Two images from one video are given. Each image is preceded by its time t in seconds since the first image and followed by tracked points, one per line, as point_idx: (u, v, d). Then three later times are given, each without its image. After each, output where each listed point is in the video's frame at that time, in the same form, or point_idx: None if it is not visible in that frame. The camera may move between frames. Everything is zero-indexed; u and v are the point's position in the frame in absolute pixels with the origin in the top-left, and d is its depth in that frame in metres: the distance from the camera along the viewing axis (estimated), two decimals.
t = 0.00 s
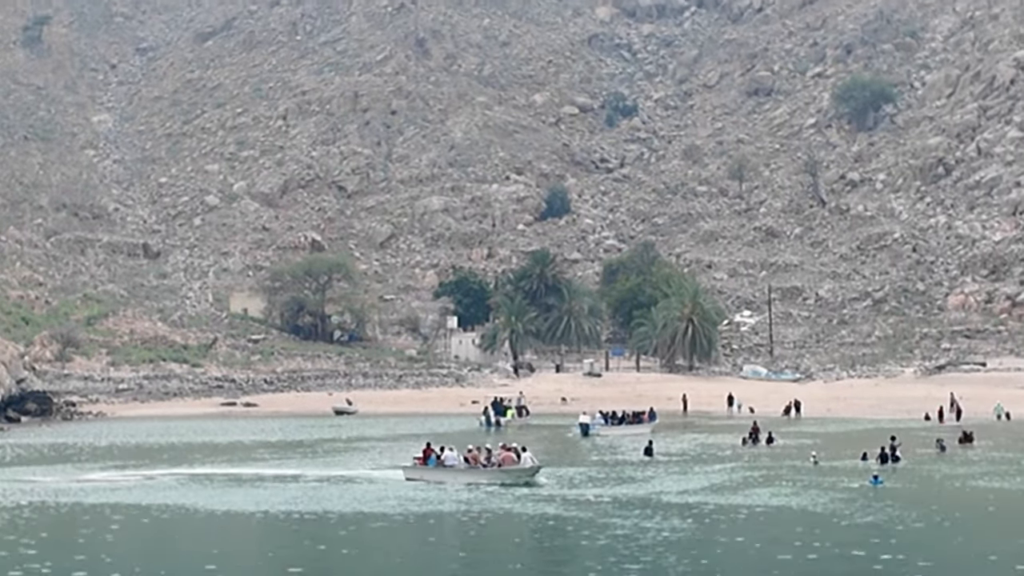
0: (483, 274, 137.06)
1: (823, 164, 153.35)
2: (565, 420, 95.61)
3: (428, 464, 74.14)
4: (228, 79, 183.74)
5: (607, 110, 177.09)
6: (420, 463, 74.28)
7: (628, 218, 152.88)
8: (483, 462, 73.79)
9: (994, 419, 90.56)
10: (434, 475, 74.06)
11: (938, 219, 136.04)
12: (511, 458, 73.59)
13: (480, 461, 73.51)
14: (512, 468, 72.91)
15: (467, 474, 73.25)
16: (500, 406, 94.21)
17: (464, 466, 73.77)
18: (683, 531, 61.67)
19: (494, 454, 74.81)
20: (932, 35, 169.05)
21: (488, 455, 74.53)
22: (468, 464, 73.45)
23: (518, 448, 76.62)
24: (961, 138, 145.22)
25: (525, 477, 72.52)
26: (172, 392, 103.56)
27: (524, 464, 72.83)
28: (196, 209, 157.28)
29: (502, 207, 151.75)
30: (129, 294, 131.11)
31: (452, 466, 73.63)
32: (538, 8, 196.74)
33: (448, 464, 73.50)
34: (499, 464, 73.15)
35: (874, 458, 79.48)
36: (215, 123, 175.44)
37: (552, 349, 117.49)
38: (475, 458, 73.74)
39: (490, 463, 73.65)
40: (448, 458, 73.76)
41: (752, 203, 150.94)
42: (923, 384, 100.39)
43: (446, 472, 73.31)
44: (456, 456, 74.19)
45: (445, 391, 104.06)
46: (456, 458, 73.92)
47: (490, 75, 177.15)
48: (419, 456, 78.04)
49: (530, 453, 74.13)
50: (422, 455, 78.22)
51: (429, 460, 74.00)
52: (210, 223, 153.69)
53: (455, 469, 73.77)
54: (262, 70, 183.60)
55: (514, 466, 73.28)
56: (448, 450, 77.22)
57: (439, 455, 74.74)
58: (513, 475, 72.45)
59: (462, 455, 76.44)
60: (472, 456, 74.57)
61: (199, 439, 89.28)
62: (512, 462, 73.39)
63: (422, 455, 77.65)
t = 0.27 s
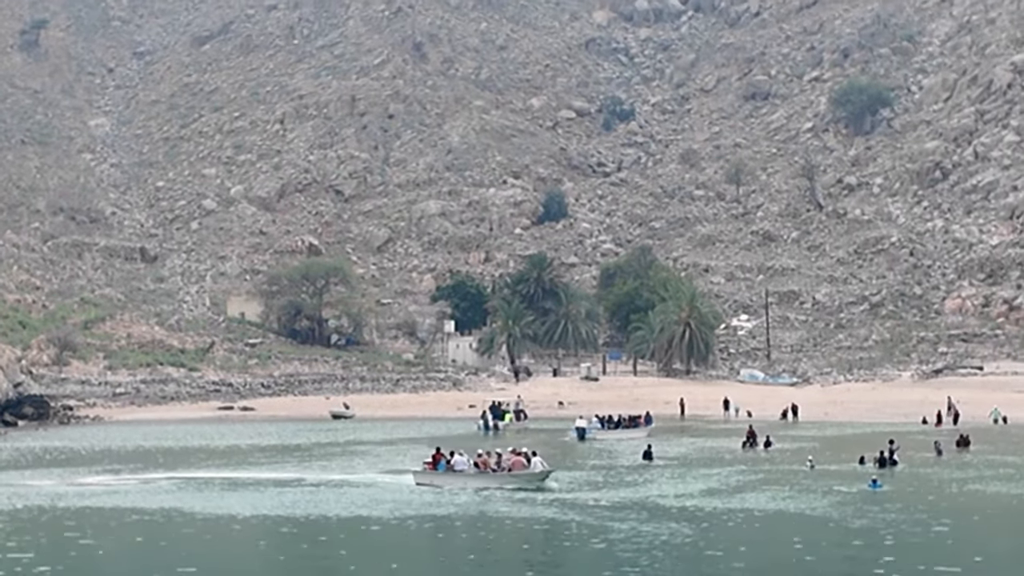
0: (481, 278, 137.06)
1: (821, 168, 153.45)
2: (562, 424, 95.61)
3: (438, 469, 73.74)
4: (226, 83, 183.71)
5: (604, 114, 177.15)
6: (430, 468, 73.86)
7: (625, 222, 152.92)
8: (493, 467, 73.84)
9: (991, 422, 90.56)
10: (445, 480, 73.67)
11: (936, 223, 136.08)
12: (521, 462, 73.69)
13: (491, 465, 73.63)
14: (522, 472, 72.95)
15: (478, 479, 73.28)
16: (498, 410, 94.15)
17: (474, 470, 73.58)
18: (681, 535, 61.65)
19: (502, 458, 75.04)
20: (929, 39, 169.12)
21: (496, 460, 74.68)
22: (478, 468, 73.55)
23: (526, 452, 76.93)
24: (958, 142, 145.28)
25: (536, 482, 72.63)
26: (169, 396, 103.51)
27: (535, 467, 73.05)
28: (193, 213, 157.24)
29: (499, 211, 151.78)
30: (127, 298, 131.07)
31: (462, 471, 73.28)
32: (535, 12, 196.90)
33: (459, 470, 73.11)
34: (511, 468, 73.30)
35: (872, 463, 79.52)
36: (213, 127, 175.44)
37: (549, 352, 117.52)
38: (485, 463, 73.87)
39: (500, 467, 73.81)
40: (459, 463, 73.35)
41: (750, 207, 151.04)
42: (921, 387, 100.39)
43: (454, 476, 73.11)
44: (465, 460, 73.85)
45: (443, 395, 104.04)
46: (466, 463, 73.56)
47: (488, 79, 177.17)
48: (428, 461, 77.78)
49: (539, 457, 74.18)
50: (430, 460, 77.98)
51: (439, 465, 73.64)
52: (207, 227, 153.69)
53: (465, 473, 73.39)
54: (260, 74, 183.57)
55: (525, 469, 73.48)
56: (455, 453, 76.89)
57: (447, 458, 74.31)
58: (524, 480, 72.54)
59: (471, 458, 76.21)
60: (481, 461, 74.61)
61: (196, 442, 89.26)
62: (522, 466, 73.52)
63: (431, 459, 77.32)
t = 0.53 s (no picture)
0: (477, 281, 136.98)
1: (817, 171, 153.49)
2: (558, 428, 95.55)
3: (446, 473, 73.93)
4: (221, 86, 183.65)
5: (600, 117, 177.24)
6: (438, 471, 73.99)
7: (621, 225, 152.99)
8: (502, 471, 73.30)
9: (987, 425, 90.50)
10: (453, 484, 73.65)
11: (932, 227, 136.06)
12: (530, 466, 73.36)
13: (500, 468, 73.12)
14: (531, 476, 72.42)
15: (486, 483, 72.96)
16: (494, 414, 94.14)
17: (483, 474, 73.55)
18: (678, 539, 61.36)
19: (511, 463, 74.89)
20: (924, 43, 169.27)
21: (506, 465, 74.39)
22: (486, 472, 73.31)
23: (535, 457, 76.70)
24: (954, 146, 145.33)
25: (546, 485, 72.23)
26: (164, 400, 103.46)
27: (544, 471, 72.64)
28: (188, 217, 157.15)
29: (495, 215, 151.71)
30: (122, 302, 130.98)
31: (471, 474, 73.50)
32: (531, 16, 197.05)
33: (467, 472, 73.33)
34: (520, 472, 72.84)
35: (869, 466, 79.47)
36: (208, 131, 175.42)
37: (545, 356, 117.50)
38: (494, 467, 73.41)
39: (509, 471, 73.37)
40: (468, 467, 73.72)
41: (746, 211, 151.12)
42: (917, 391, 100.35)
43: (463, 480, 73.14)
44: (474, 465, 74.02)
45: (438, 398, 103.99)
46: (473, 467, 73.89)
47: (484, 83, 177.23)
48: (435, 465, 77.50)
49: (548, 461, 73.98)
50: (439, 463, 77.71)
51: (448, 468, 73.82)
52: (203, 231, 153.59)
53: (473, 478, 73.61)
54: (255, 77, 183.48)
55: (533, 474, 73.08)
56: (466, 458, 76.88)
57: (457, 464, 74.55)
58: (533, 482, 72.09)
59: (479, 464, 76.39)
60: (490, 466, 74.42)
61: (191, 446, 89.18)
62: (531, 470, 73.14)
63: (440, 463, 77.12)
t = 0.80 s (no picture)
0: (471, 284, 136.98)
1: (810, 174, 153.63)
2: (551, 430, 95.58)
3: (455, 477, 73.02)
4: (215, 89, 183.62)
5: (593, 120, 177.43)
6: (447, 475, 73.16)
7: (614, 228, 153.07)
8: (510, 475, 72.54)
9: (981, 428, 90.64)
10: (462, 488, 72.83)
11: (925, 229, 136.25)
12: (537, 468, 72.68)
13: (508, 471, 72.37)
14: (538, 479, 71.79)
15: (494, 486, 72.23)
16: (489, 416, 94.09)
17: (491, 477, 72.67)
18: (674, 541, 61.37)
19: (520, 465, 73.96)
20: (917, 46, 169.42)
21: (514, 468, 73.52)
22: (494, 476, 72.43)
23: (543, 458, 75.88)
24: (947, 149, 145.59)
25: (553, 488, 71.51)
26: (158, 402, 103.36)
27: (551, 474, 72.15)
28: (182, 220, 157.03)
29: (488, 218, 151.78)
30: (115, 305, 130.83)
31: (479, 478, 72.58)
32: (524, 19, 197.21)
33: (475, 476, 72.46)
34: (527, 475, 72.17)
35: (862, 468, 79.56)
36: (202, 134, 175.38)
37: (539, 359, 117.54)
38: (501, 470, 72.63)
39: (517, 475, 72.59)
40: (476, 470, 72.74)
41: (739, 214, 151.24)
42: (910, 394, 100.48)
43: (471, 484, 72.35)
44: (482, 467, 73.12)
45: (432, 401, 103.96)
46: (482, 470, 72.84)
47: (477, 86, 177.33)
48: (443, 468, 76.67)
49: (554, 463, 73.27)
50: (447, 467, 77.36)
51: (456, 472, 72.95)
52: (196, 233, 153.48)
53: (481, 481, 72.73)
54: (249, 80, 183.50)
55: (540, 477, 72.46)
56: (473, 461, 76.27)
57: (465, 467, 73.66)
58: (533, 486, 71.74)
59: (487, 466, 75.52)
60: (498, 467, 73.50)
61: (185, 448, 89.08)
62: (538, 472, 72.52)
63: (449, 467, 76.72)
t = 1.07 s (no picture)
0: (464, 285, 136.98)
1: (803, 175, 153.72)
2: (545, 431, 95.57)
3: (463, 478, 73.24)
4: (208, 90, 183.60)
5: (587, 122, 177.55)
6: (455, 477, 73.39)
7: (608, 229, 153.18)
8: (517, 475, 72.31)
9: (974, 429, 90.70)
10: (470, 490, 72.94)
11: (918, 230, 136.39)
12: (544, 468, 72.28)
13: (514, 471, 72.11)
14: (545, 480, 71.40)
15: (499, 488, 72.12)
16: (482, 416, 94.09)
17: (498, 478, 72.51)
18: (668, 540, 61.35)
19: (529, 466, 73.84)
20: (911, 47, 169.52)
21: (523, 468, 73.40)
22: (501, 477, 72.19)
23: (550, 459, 75.90)
24: (940, 150, 145.76)
25: (560, 489, 71.23)
26: (151, 403, 103.26)
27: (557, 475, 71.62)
28: (175, 221, 156.94)
29: (481, 218, 151.83)
30: (109, 305, 130.72)
31: (486, 479, 72.44)
32: (518, 20, 197.36)
33: (481, 477, 72.43)
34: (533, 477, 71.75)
35: (856, 469, 79.61)
36: (195, 135, 175.36)
37: (532, 360, 117.52)
38: (509, 470, 72.37)
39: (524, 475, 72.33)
40: (482, 471, 72.70)
41: (732, 215, 151.36)
42: (904, 394, 100.56)
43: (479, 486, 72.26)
44: (489, 467, 73.04)
45: (425, 402, 103.93)
46: (489, 471, 72.76)
47: (471, 87, 177.38)
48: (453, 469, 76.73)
49: (562, 463, 72.79)
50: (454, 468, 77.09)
51: (463, 474, 73.15)
52: (189, 234, 153.38)
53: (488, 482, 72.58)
54: (242, 82, 183.57)
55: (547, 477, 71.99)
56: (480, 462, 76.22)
57: (473, 468, 73.77)
58: (528, 486, 71.68)
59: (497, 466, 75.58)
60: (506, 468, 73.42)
61: (178, 449, 89.01)
62: (545, 473, 72.12)
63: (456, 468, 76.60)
